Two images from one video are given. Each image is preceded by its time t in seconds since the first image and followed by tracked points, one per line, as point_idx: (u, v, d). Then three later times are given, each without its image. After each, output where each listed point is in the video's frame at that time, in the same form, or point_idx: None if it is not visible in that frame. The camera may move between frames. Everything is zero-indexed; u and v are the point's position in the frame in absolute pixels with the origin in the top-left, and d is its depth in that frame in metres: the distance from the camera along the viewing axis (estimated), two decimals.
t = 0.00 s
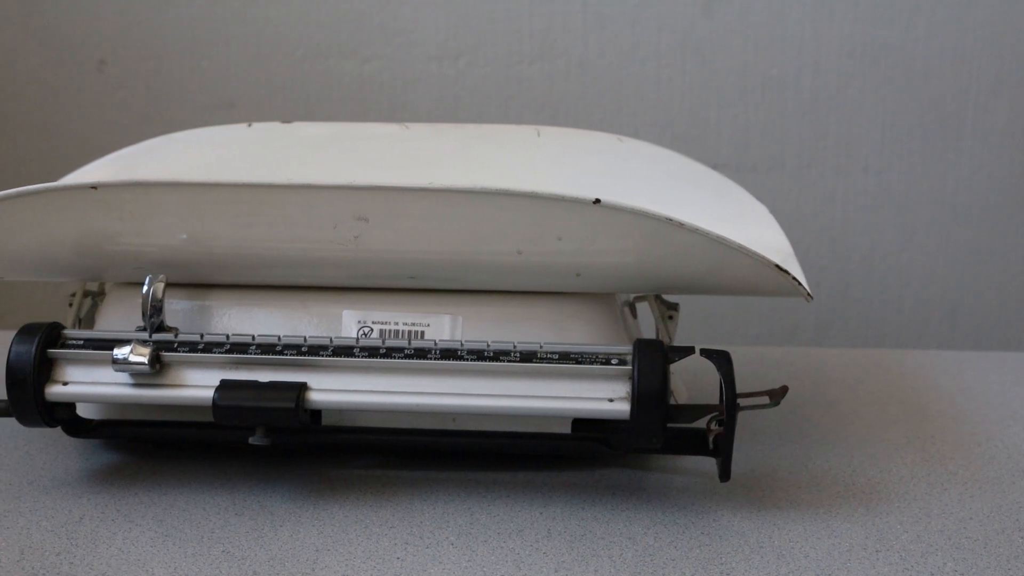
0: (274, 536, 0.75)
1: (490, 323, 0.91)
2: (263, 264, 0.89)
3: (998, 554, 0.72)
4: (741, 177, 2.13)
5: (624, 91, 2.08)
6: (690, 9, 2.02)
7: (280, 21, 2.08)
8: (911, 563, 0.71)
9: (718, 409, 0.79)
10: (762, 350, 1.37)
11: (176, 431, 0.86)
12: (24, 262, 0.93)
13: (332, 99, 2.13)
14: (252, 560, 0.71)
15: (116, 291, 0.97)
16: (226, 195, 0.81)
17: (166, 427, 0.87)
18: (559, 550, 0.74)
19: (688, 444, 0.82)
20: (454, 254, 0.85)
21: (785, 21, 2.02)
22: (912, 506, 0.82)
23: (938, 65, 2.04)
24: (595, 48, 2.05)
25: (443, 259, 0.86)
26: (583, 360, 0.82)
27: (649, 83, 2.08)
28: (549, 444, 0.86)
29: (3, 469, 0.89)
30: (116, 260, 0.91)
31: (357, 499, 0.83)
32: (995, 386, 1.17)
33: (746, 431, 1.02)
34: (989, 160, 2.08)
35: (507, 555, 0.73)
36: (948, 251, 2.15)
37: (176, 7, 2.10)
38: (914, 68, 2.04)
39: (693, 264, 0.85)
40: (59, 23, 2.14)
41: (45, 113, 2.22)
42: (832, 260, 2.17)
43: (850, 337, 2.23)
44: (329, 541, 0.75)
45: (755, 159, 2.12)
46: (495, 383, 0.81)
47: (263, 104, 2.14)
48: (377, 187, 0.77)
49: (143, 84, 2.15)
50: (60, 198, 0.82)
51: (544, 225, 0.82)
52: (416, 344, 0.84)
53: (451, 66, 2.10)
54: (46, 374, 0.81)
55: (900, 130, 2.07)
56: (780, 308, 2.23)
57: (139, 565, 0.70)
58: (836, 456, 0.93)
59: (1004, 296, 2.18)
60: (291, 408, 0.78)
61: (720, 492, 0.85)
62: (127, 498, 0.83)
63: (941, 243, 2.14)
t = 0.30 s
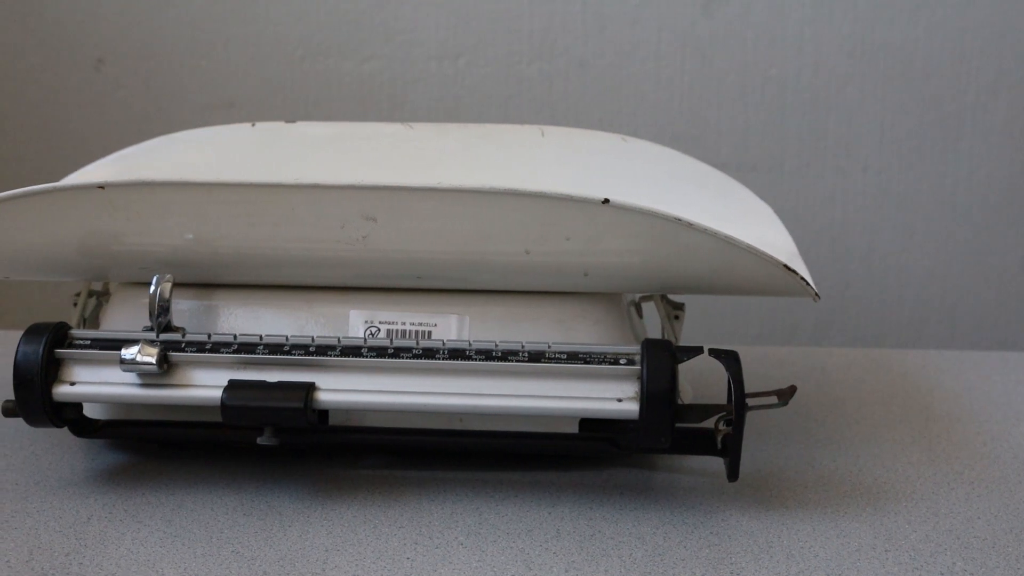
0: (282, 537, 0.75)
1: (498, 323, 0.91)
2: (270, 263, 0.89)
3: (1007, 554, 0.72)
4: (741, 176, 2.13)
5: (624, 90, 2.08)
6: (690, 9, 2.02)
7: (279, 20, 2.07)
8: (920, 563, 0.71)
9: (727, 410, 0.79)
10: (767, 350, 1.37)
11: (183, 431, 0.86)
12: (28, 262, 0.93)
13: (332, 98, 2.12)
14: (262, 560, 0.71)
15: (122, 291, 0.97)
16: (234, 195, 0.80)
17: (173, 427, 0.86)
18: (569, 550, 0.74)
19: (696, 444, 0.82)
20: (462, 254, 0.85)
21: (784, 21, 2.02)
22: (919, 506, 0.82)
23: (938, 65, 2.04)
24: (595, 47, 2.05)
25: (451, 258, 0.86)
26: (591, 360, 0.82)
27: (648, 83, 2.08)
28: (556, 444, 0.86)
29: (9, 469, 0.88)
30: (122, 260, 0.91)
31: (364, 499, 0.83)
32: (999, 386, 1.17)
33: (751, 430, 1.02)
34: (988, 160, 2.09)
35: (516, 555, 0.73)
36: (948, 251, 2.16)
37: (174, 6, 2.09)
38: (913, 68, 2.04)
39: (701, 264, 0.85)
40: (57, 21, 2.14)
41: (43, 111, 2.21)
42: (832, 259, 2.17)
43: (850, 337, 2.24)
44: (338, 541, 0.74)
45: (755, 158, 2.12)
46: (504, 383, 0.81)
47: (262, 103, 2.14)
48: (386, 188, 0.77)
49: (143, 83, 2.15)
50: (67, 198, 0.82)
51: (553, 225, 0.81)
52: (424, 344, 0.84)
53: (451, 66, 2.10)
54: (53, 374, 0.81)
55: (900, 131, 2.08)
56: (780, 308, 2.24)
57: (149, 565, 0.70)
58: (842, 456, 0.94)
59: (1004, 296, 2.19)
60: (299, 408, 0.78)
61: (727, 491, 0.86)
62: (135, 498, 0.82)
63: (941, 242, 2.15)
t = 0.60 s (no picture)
0: (294, 537, 0.75)
1: (509, 323, 0.91)
2: (280, 263, 0.89)
3: (1020, 554, 0.73)
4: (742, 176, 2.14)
5: (625, 90, 2.08)
6: (691, 8, 2.02)
7: (280, 19, 2.07)
8: (933, 563, 0.71)
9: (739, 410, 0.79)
10: (774, 350, 1.37)
11: (194, 431, 0.86)
12: (36, 262, 0.93)
13: (334, 97, 2.12)
14: (275, 560, 0.71)
15: (131, 291, 0.97)
16: (244, 195, 0.80)
17: (183, 428, 0.86)
18: (581, 549, 0.74)
19: (707, 443, 0.82)
20: (473, 253, 0.85)
21: (785, 21, 2.02)
22: (929, 506, 0.82)
23: (940, 66, 2.04)
24: (597, 47, 2.05)
25: (462, 257, 0.86)
26: (602, 360, 0.82)
27: (650, 83, 2.08)
28: (567, 444, 0.86)
29: (19, 469, 0.88)
30: (130, 260, 0.91)
31: (376, 499, 0.83)
32: (1008, 386, 1.17)
33: (760, 429, 1.03)
34: (991, 160, 2.09)
35: (529, 555, 0.73)
36: (951, 251, 2.16)
37: (174, 5, 2.09)
38: (915, 68, 2.04)
39: (712, 263, 0.85)
40: (57, 21, 2.13)
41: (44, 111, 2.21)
42: (834, 259, 2.18)
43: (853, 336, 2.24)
44: (351, 541, 0.74)
45: (756, 158, 2.12)
46: (516, 383, 0.81)
47: (264, 102, 2.13)
48: (397, 188, 0.77)
49: (144, 83, 2.15)
50: (77, 198, 0.81)
51: (565, 225, 0.81)
52: (436, 344, 0.84)
53: (453, 65, 2.10)
54: (64, 374, 0.81)
55: (902, 130, 2.08)
56: (782, 307, 2.24)
57: (162, 565, 0.70)
58: (852, 456, 0.94)
59: (1007, 295, 2.19)
60: (311, 408, 0.78)
61: (738, 491, 0.86)
62: (146, 499, 0.82)
63: (944, 242, 2.15)
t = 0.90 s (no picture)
0: (312, 537, 0.75)
1: (525, 323, 0.90)
2: (295, 263, 0.89)
3: None
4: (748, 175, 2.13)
5: (630, 89, 2.08)
6: (696, 7, 2.01)
7: (284, 19, 2.07)
8: (953, 563, 0.71)
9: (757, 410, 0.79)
10: (785, 350, 1.37)
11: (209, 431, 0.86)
12: (49, 263, 0.93)
13: (339, 97, 2.12)
14: (294, 561, 0.71)
15: (145, 291, 0.97)
16: (260, 195, 0.80)
17: (199, 428, 0.86)
18: (600, 550, 0.74)
19: (724, 443, 0.82)
20: (489, 253, 0.85)
21: (791, 20, 2.02)
22: (947, 505, 0.82)
23: (946, 65, 2.04)
24: (601, 46, 2.05)
25: (478, 257, 0.86)
26: (619, 360, 0.82)
27: (655, 82, 2.08)
28: (584, 444, 0.86)
29: (34, 469, 0.88)
30: (144, 260, 0.91)
31: (393, 499, 0.82)
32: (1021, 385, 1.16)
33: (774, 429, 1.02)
34: (998, 159, 2.08)
35: (548, 555, 0.73)
36: (958, 249, 2.16)
37: (178, 5, 2.09)
38: (920, 66, 2.04)
39: (728, 262, 0.85)
40: (61, 21, 2.13)
41: (48, 111, 2.21)
42: (841, 258, 2.18)
43: (859, 335, 2.24)
44: (370, 542, 0.74)
45: (762, 157, 2.12)
46: (532, 383, 0.81)
47: (268, 102, 2.13)
48: (414, 188, 0.77)
49: (149, 83, 2.15)
50: (93, 198, 0.81)
51: (583, 225, 0.81)
52: (452, 344, 0.84)
53: (457, 65, 2.09)
54: (80, 374, 0.81)
55: (909, 130, 2.07)
56: (788, 306, 2.24)
57: (181, 566, 0.70)
58: (867, 456, 0.94)
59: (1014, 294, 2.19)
60: (328, 408, 0.77)
61: (755, 492, 0.86)
62: (162, 499, 0.82)
63: (950, 241, 2.15)
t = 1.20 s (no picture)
0: (330, 538, 0.75)
1: (540, 324, 0.90)
2: (310, 263, 0.89)
3: None
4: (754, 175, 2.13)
5: (637, 89, 2.08)
6: (702, 7, 2.01)
7: (290, 19, 2.07)
8: (972, 564, 0.71)
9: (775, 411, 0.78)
10: (796, 350, 1.37)
11: (225, 432, 0.85)
12: (62, 264, 0.93)
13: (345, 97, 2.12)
14: (312, 562, 0.71)
15: (159, 291, 0.97)
16: (276, 196, 0.80)
17: (214, 429, 0.86)
18: (618, 551, 0.74)
19: (741, 444, 0.82)
20: (505, 253, 0.85)
21: (797, 20, 2.01)
22: (964, 506, 0.82)
23: (954, 65, 2.03)
24: (608, 46, 2.04)
25: (494, 257, 0.85)
26: (636, 361, 0.81)
27: (661, 82, 2.07)
28: (600, 444, 0.86)
29: (48, 470, 0.89)
30: (158, 260, 0.90)
31: (409, 500, 0.82)
32: None
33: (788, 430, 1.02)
34: (1006, 159, 2.08)
35: (566, 556, 0.72)
36: (965, 250, 2.15)
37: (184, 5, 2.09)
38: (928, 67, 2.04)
39: (744, 263, 0.84)
40: (67, 21, 2.13)
41: (54, 111, 2.21)
42: (848, 258, 2.17)
43: (866, 335, 2.24)
44: (388, 543, 0.74)
45: (768, 157, 2.12)
46: (549, 384, 0.81)
47: (274, 102, 2.13)
48: (431, 188, 0.77)
49: (155, 82, 2.15)
50: (108, 199, 0.81)
51: (600, 225, 0.81)
52: (469, 344, 0.84)
53: (463, 65, 2.09)
54: (96, 375, 0.81)
55: (917, 130, 2.07)
56: (795, 306, 2.24)
57: (200, 567, 0.70)
58: (882, 457, 0.94)
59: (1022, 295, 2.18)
60: (345, 409, 0.77)
61: (771, 493, 0.86)
62: (178, 500, 0.82)
63: (958, 241, 2.14)
